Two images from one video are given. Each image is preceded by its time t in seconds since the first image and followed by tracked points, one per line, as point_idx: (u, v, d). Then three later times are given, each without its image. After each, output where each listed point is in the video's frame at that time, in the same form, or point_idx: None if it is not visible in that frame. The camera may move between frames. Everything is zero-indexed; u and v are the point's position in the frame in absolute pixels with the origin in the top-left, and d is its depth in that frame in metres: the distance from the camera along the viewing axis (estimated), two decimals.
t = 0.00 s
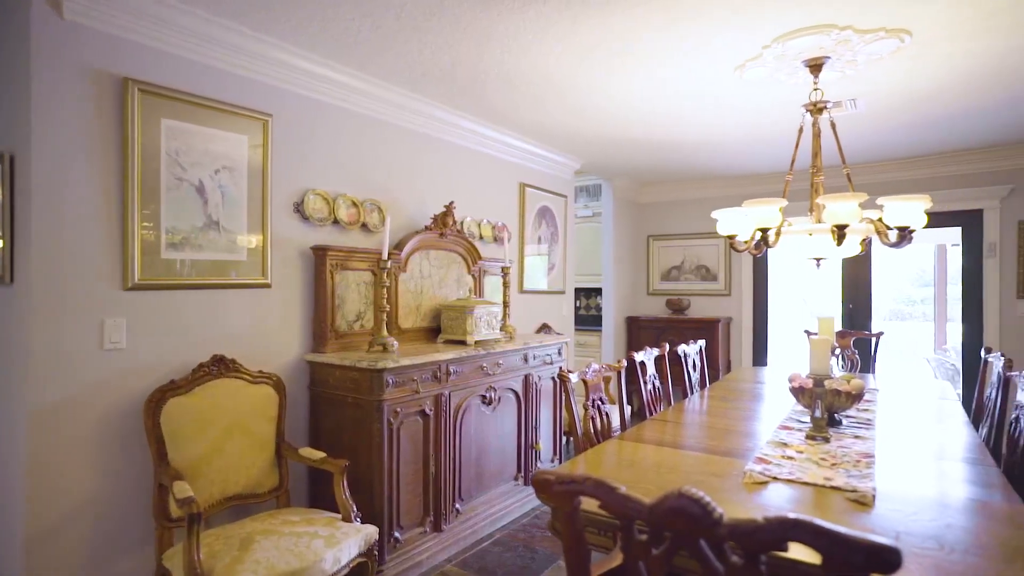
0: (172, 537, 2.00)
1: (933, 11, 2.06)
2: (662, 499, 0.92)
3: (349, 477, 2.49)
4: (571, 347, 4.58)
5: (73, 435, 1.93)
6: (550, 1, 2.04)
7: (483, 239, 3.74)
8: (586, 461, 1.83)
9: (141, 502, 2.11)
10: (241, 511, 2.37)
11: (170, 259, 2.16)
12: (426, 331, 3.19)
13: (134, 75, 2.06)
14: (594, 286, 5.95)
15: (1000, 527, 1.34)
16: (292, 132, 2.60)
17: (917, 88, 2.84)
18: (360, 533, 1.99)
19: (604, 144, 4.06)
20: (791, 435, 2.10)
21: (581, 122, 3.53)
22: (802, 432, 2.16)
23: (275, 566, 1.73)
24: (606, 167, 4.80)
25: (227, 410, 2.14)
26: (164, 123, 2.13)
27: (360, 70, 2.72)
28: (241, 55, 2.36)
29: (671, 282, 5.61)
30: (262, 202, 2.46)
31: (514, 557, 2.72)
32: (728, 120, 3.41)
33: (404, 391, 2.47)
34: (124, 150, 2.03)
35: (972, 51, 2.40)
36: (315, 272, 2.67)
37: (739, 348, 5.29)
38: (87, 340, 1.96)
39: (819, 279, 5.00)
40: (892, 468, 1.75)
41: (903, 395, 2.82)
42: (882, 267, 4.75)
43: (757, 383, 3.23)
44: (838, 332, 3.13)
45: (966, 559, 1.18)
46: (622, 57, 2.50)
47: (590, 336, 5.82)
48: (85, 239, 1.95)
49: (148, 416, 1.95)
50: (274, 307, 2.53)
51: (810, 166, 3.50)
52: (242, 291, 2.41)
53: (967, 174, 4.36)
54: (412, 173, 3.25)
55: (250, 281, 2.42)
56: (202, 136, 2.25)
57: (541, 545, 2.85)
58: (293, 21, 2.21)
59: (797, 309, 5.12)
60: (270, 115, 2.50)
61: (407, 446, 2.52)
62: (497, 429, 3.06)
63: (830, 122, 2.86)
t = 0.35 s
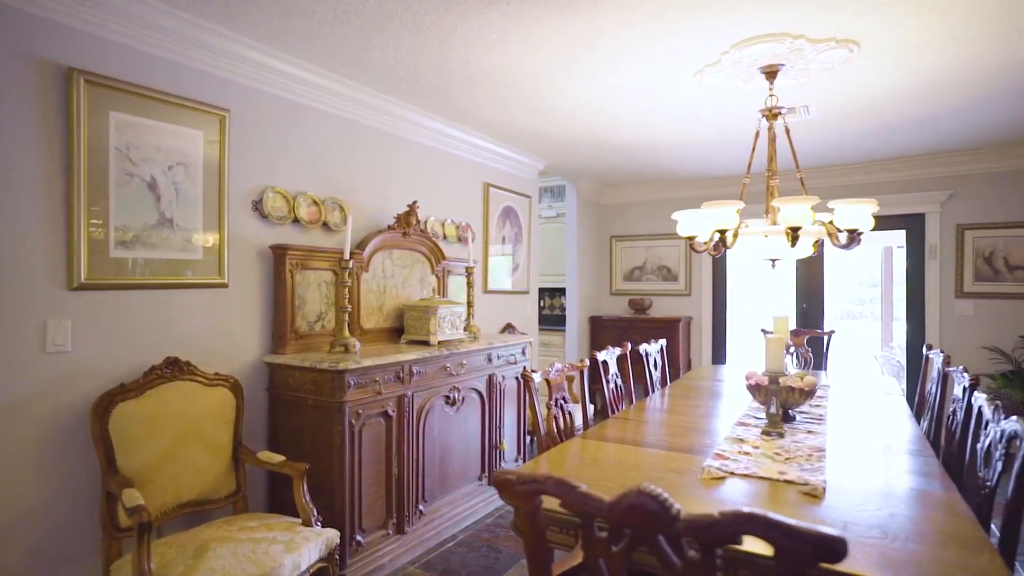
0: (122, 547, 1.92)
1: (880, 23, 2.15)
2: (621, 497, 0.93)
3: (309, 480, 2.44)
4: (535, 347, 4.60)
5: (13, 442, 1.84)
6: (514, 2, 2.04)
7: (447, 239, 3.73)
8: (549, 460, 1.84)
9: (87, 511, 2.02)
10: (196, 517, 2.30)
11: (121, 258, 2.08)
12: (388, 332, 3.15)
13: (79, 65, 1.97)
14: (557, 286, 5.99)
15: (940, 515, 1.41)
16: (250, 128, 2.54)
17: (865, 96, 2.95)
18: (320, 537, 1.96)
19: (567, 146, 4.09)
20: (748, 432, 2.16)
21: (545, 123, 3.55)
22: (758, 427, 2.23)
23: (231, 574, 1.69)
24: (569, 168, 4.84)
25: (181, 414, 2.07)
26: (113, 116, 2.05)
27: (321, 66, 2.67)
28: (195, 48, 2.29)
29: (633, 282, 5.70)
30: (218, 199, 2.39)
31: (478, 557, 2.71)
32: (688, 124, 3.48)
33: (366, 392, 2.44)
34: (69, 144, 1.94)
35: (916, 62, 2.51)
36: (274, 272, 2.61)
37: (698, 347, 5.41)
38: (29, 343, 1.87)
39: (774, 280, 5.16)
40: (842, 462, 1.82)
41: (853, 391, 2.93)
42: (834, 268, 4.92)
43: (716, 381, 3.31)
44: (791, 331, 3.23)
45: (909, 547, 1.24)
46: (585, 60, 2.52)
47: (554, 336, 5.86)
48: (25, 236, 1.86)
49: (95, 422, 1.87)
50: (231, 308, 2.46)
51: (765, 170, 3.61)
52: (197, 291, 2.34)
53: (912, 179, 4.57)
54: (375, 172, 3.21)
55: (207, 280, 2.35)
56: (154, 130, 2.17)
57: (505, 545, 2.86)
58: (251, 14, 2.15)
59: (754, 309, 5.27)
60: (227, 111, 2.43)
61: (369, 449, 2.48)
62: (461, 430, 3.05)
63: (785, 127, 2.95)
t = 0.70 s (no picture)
0: (65, 559, 1.84)
1: (832, 33, 2.23)
2: (582, 495, 0.94)
3: (268, 485, 2.38)
4: (499, 347, 4.61)
5: None
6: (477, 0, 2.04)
7: (410, 239, 3.69)
8: (513, 460, 1.84)
9: (27, 522, 1.92)
10: (147, 526, 2.21)
11: (64, 256, 1.99)
12: (350, 332, 3.10)
13: (18, 53, 1.87)
14: (521, 286, 6.01)
15: (886, 505, 1.47)
16: (205, 123, 2.46)
17: (817, 103, 3.06)
18: (279, 543, 1.91)
19: (531, 146, 4.10)
20: (707, 429, 2.21)
21: (508, 124, 3.55)
22: (717, 424, 2.28)
23: None
24: (533, 168, 4.86)
25: (131, 419, 2.00)
26: (55, 107, 1.95)
27: (280, 61, 2.60)
28: (145, 37, 2.20)
29: (596, 282, 5.76)
30: (171, 196, 2.30)
31: (442, 559, 2.70)
32: (649, 126, 3.54)
33: (326, 394, 2.39)
34: (7, 135, 1.84)
35: (864, 71, 2.61)
36: (231, 271, 2.53)
37: (660, 345, 5.51)
38: None
39: (732, 280, 5.29)
40: (796, 456, 1.88)
41: (806, 388, 3.03)
42: (789, 269, 5.08)
43: (677, 379, 3.37)
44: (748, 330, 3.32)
45: (857, 536, 1.29)
46: (549, 60, 2.53)
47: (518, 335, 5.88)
48: None
49: (35, 430, 1.77)
50: (185, 309, 2.38)
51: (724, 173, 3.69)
52: (149, 291, 2.26)
53: (861, 184, 4.75)
54: (336, 169, 3.15)
55: (160, 280, 2.27)
56: (101, 122, 2.08)
57: (469, 545, 2.85)
58: (206, 5, 2.09)
59: (713, 308, 5.39)
60: (181, 104, 2.35)
61: (330, 451, 2.44)
62: (424, 430, 3.03)
63: (742, 131, 3.02)
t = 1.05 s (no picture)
0: None
1: (786, 41, 2.30)
2: (542, 494, 0.94)
3: (223, 491, 2.31)
4: (462, 347, 4.59)
5: None
6: None
7: (372, 238, 3.64)
8: (476, 460, 1.83)
9: None
10: (93, 537, 2.12)
11: None
12: (309, 333, 3.04)
13: None
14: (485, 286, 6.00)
15: (836, 497, 1.52)
16: (155, 116, 2.36)
17: (772, 108, 3.15)
18: (234, 551, 1.85)
19: (494, 145, 4.10)
20: (667, 426, 2.25)
21: (471, 123, 3.54)
22: (676, 421, 2.33)
23: None
24: (496, 168, 4.85)
25: (74, 425, 1.91)
26: None
27: (235, 54, 2.53)
28: (90, 25, 2.10)
29: (559, 282, 5.80)
30: (118, 191, 2.21)
31: (404, 562, 2.66)
32: (611, 128, 3.58)
33: (285, 396, 2.34)
34: None
35: (815, 78, 2.71)
36: (183, 270, 2.45)
37: (621, 345, 5.59)
38: None
39: (692, 280, 5.40)
40: (751, 452, 1.93)
41: (761, 385, 3.12)
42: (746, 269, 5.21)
43: (638, 377, 3.43)
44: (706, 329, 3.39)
45: (808, 527, 1.33)
46: (513, 60, 2.54)
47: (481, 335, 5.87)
48: None
49: None
50: (133, 309, 2.29)
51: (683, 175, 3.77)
52: (94, 291, 2.16)
53: (814, 187, 4.91)
54: (295, 166, 3.08)
55: (106, 279, 2.18)
56: (40, 113, 1.98)
57: (432, 547, 2.82)
58: None
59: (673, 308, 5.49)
60: (129, 96, 2.25)
61: (288, 455, 2.38)
62: (386, 432, 2.99)
63: (700, 135, 3.09)
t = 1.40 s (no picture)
0: None
1: (740, 48, 2.37)
2: (501, 493, 0.95)
3: (173, 499, 2.23)
4: (423, 348, 4.55)
5: None
6: None
7: (330, 237, 3.57)
8: (436, 461, 1.82)
9: None
10: (30, 551, 2.01)
11: None
12: (265, 334, 2.96)
13: None
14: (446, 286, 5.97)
15: (785, 490, 1.57)
16: (99, 108, 2.26)
17: (727, 113, 3.24)
18: (184, 561, 1.79)
19: (455, 145, 4.08)
20: (626, 423, 2.29)
21: (432, 122, 3.51)
22: (635, 419, 2.37)
23: None
24: (458, 167, 4.83)
25: (9, 433, 1.81)
26: None
27: (187, 46, 2.44)
28: (27, 11, 1.99)
29: (521, 282, 5.82)
30: (58, 186, 2.10)
31: (363, 566, 2.63)
32: (571, 129, 3.61)
33: (239, 399, 2.27)
34: None
35: (768, 85, 2.79)
36: (130, 269, 2.35)
37: (582, 344, 5.64)
38: None
39: (650, 280, 5.50)
40: (706, 448, 1.98)
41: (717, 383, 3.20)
42: (703, 270, 5.34)
43: (599, 376, 3.47)
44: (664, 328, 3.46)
45: (760, 520, 1.37)
46: (474, 60, 2.53)
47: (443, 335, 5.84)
48: None
49: None
50: (75, 310, 2.18)
51: (642, 177, 3.83)
52: (32, 291, 2.05)
53: (767, 191, 5.06)
54: (249, 163, 3.00)
55: (45, 278, 2.08)
56: None
57: (392, 550, 2.79)
58: None
59: (633, 308, 5.58)
60: (70, 86, 2.15)
61: (242, 460, 2.31)
62: (345, 434, 2.94)
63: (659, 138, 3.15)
